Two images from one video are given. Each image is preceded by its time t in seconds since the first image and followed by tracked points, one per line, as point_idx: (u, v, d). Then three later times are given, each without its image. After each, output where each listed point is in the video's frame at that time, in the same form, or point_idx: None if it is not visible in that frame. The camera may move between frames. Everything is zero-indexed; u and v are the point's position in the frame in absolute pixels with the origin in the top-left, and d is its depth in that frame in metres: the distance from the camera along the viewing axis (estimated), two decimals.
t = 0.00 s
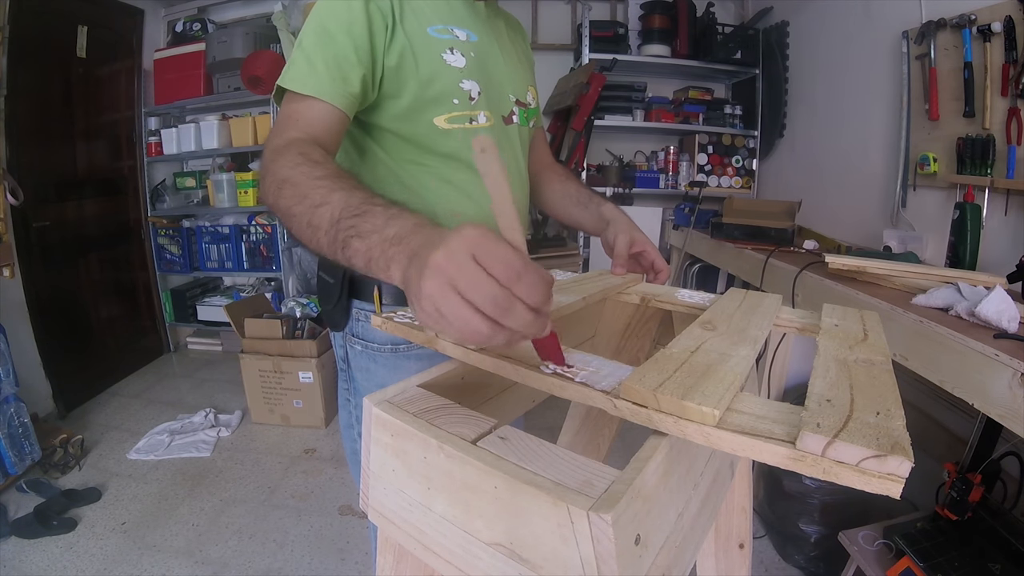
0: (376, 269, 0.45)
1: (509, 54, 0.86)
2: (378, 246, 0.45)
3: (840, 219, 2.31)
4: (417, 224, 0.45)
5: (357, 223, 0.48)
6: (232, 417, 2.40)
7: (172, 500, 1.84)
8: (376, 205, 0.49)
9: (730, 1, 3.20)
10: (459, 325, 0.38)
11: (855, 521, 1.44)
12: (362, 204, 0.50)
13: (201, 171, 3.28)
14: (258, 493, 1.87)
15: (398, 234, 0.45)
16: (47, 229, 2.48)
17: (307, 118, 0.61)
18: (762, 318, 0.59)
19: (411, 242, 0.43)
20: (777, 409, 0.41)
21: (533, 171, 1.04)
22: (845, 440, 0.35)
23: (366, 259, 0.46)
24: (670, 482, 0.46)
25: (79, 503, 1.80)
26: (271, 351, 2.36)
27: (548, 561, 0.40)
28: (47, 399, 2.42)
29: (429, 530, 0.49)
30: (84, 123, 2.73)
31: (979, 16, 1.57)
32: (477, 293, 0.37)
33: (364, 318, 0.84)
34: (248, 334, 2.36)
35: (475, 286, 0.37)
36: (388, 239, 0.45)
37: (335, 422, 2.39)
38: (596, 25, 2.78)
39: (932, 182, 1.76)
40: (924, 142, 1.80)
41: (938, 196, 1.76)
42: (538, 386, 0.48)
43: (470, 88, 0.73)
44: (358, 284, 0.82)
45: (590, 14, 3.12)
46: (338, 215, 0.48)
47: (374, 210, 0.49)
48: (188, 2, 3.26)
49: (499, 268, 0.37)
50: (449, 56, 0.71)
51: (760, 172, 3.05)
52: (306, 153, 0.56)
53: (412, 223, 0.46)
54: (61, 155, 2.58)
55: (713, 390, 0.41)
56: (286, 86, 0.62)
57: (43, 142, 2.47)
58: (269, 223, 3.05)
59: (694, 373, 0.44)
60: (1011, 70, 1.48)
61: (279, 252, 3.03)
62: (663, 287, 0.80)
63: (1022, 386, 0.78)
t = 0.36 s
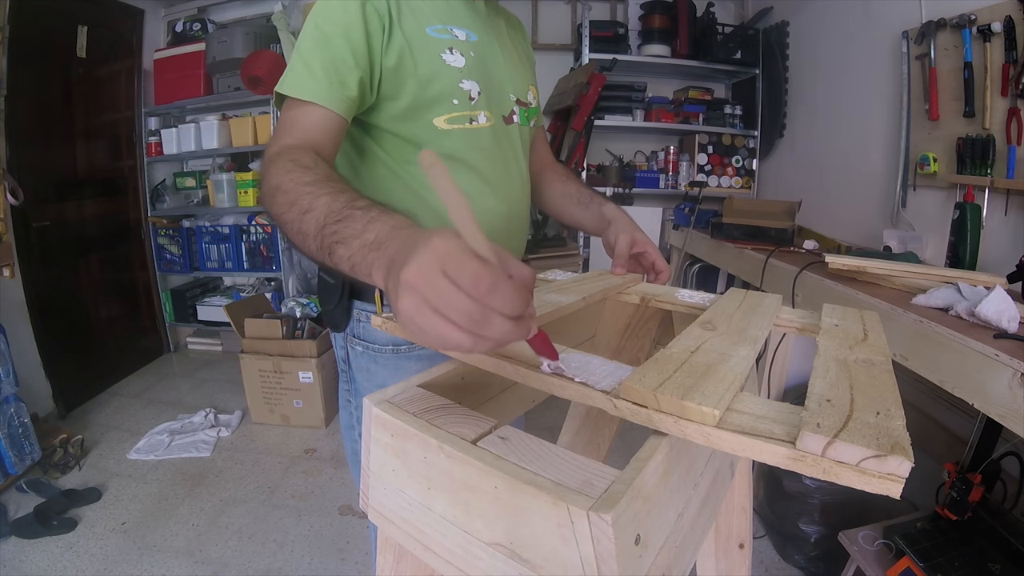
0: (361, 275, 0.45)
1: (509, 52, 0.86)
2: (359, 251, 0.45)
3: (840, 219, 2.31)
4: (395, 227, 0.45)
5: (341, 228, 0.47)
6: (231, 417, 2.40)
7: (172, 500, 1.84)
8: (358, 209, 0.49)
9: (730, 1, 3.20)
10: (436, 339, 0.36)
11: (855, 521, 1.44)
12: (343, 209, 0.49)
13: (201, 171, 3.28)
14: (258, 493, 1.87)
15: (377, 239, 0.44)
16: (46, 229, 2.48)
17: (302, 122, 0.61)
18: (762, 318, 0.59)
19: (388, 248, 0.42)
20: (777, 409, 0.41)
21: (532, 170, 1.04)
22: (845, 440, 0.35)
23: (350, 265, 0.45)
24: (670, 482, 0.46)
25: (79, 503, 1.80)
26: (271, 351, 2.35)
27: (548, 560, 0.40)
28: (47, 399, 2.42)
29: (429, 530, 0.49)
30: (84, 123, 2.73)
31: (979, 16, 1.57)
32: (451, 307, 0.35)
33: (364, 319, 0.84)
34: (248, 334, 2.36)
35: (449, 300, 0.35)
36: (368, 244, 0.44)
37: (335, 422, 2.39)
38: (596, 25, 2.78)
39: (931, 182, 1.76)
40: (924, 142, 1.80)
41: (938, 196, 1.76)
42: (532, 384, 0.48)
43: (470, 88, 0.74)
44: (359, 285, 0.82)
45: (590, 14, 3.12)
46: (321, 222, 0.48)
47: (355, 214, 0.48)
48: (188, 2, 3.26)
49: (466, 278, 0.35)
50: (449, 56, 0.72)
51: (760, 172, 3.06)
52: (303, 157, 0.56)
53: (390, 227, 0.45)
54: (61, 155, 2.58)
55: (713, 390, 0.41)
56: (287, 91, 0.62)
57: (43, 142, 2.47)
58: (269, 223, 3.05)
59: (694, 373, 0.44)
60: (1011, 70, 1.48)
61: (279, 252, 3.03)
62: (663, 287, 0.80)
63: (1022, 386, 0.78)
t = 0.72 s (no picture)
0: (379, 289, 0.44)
1: (510, 52, 0.87)
2: (377, 267, 0.44)
3: (840, 219, 2.31)
4: (410, 242, 0.44)
5: (357, 241, 0.47)
6: (231, 417, 2.40)
7: (172, 500, 1.84)
8: (374, 222, 0.48)
9: (730, 1, 3.20)
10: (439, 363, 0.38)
11: (855, 521, 1.44)
12: (360, 221, 0.49)
13: (201, 171, 3.28)
14: (258, 493, 1.88)
15: (393, 256, 0.44)
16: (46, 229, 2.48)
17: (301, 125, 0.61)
18: (762, 318, 0.59)
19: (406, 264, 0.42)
20: (777, 409, 0.41)
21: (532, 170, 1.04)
22: (845, 440, 0.35)
23: (368, 280, 0.45)
24: (670, 482, 0.46)
25: (79, 503, 1.80)
26: (271, 351, 2.35)
27: (548, 561, 0.40)
28: (47, 399, 2.42)
29: (429, 530, 0.49)
30: (84, 123, 2.73)
31: (979, 16, 1.57)
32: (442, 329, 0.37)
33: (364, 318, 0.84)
34: (248, 334, 2.36)
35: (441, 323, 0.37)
36: (384, 261, 0.44)
37: (335, 422, 2.39)
38: (596, 25, 2.78)
39: (931, 182, 1.76)
40: (924, 142, 1.80)
41: (938, 196, 1.76)
42: (540, 387, 0.48)
43: (470, 88, 0.74)
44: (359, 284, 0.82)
45: (590, 14, 3.12)
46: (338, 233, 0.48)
47: (371, 227, 0.47)
48: (188, 2, 3.26)
49: (462, 307, 0.37)
50: (449, 55, 0.72)
51: (760, 172, 3.06)
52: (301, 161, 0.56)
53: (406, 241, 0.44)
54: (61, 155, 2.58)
55: (713, 390, 0.41)
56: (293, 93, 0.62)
57: (43, 143, 2.47)
58: (269, 223, 3.05)
59: (694, 373, 0.44)
60: (1010, 71, 1.48)
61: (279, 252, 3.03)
62: (663, 286, 0.80)
63: (1022, 386, 0.78)
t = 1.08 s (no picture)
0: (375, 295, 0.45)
1: (546, 64, 0.93)
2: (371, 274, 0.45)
3: (841, 219, 2.31)
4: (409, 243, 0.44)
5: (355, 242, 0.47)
6: (232, 417, 2.40)
7: (172, 500, 1.84)
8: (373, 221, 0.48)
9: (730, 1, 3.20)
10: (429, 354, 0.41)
11: (854, 521, 1.44)
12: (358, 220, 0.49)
13: (201, 171, 3.28)
14: (258, 493, 1.87)
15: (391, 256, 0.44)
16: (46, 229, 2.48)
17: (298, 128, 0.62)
18: (763, 318, 0.59)
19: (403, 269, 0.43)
20: (777, 409, 0.41)
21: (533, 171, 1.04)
22: (845, 440, 0.35)
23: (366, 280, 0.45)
24: (670, 482, 0.46)
25: (79, 503, 1.81)
26: (271, 352, 2.34)
27: (548, 561, 0.40)
28: (47, 399, 2.42)
29: (429, 530, 0.49)
30: (84, 123, 2.73)
31: (979, 16, 1.57)
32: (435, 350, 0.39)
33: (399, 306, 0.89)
34: (248, 334, 2.36)
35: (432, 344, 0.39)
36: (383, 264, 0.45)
37: (335, 422, 2.39)
38: (596, 25, 2.78)
39: (931, 182, 1.76)
40: (924, 142, 1.80)
41: (938, 196, 1.76)
42: (539, 387, 0.48)
43: (517, 93, 0.80)
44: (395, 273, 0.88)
45: (590, 14, 3.12)
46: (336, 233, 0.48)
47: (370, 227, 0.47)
48: (188, 2, 3.26)
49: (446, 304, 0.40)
50: (502, 62, 0.77)
51: (760, 172, 3.06)
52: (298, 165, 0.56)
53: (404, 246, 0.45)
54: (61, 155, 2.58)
55: (713, 390, 0.41)
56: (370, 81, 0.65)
57: (43, 142, 2.47)
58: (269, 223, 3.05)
59: (694, 373, 0.44)
60: (1011, 71, 1.48)
61: (279, 252, 3.03)
62: (663, 287, 0.80)
63: (1021, 386, 0.78)
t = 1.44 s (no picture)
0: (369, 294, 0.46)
1: (554, 68, 0.98)
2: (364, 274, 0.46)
3: (840, 219, 2.31)
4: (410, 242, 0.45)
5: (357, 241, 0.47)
6: (232, 417, 2.40)
7: (172, 500, 1.84)
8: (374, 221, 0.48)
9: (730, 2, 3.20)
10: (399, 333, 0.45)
11: (854, 521, 1.44)
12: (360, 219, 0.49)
13: (201, 171, 3.28)
14: (258, 493, 1.87)
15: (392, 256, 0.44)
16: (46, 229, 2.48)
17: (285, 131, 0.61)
18: (763, 318, 0.59)
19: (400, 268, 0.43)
20: (777, 409, 0.41)
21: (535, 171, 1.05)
22: (845, 440, 0.35)
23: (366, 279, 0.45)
24: (671, 482, 0.46)
25: (79, 503, 1.81)
26: (271, 352, 2.34)
27: (548, 561, 0.40)
28: (47, 399, 2.43)
29: (429, 530, 0.49)
30: (84, 123, 2.73)
31: (979, 16, 1.57)
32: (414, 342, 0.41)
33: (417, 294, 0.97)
34: (248, 334, 2.35)
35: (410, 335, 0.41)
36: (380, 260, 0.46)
37: (335, 422, 2.39)
38: (596, 25, 2.78)
39: (932, 182, 1.76)
40: (924, 143, 1.80)
41: (938, 196, 1.76)
42: (539, 387, 0.48)
43: (502, 100, 0.88)
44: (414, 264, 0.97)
45: (590, 14, 3.12)
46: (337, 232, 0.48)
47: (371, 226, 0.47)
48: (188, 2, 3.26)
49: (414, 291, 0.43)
50: (485, 73, 0.87)
51: (760, 172, 3.05)
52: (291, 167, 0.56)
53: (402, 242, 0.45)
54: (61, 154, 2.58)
55: (713, 390, 0.41)
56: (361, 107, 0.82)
57: (43, 142, 2.47)
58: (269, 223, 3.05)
59: (694, 373, 0.44)
60: (1010, 71, 1.48)
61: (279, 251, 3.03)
62: (663, 287, 0.80)
63: (1022, 386, 0.78)
